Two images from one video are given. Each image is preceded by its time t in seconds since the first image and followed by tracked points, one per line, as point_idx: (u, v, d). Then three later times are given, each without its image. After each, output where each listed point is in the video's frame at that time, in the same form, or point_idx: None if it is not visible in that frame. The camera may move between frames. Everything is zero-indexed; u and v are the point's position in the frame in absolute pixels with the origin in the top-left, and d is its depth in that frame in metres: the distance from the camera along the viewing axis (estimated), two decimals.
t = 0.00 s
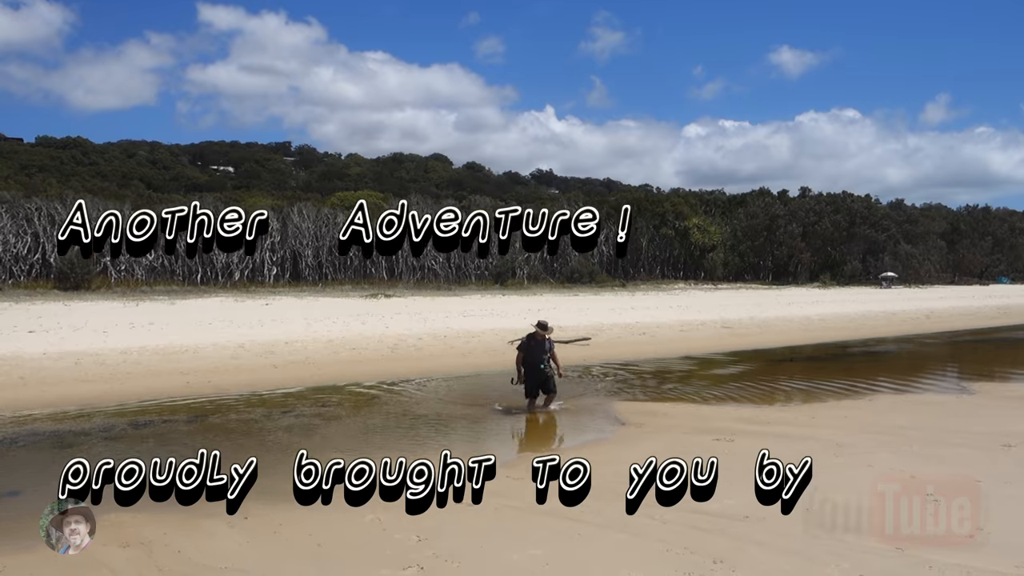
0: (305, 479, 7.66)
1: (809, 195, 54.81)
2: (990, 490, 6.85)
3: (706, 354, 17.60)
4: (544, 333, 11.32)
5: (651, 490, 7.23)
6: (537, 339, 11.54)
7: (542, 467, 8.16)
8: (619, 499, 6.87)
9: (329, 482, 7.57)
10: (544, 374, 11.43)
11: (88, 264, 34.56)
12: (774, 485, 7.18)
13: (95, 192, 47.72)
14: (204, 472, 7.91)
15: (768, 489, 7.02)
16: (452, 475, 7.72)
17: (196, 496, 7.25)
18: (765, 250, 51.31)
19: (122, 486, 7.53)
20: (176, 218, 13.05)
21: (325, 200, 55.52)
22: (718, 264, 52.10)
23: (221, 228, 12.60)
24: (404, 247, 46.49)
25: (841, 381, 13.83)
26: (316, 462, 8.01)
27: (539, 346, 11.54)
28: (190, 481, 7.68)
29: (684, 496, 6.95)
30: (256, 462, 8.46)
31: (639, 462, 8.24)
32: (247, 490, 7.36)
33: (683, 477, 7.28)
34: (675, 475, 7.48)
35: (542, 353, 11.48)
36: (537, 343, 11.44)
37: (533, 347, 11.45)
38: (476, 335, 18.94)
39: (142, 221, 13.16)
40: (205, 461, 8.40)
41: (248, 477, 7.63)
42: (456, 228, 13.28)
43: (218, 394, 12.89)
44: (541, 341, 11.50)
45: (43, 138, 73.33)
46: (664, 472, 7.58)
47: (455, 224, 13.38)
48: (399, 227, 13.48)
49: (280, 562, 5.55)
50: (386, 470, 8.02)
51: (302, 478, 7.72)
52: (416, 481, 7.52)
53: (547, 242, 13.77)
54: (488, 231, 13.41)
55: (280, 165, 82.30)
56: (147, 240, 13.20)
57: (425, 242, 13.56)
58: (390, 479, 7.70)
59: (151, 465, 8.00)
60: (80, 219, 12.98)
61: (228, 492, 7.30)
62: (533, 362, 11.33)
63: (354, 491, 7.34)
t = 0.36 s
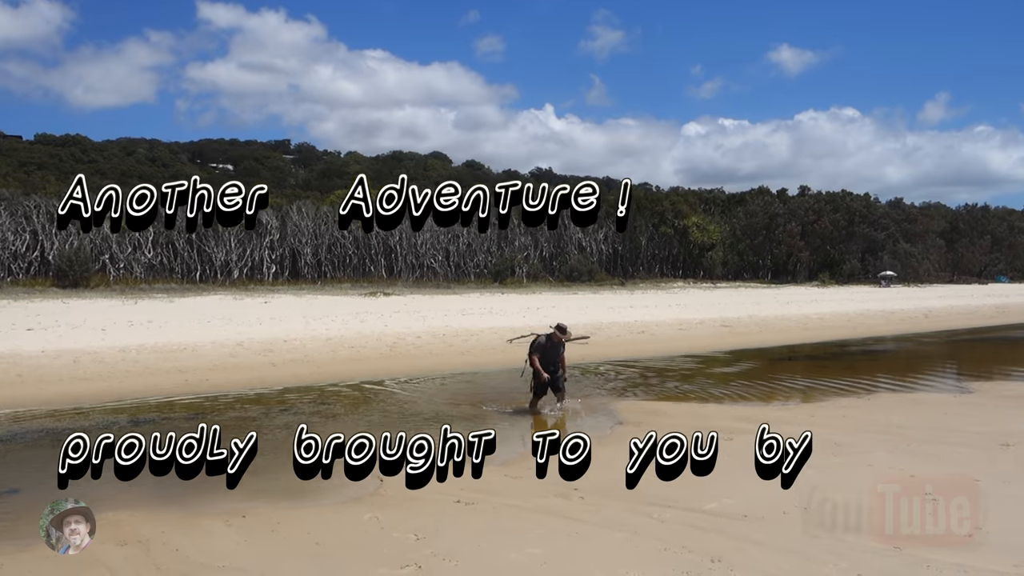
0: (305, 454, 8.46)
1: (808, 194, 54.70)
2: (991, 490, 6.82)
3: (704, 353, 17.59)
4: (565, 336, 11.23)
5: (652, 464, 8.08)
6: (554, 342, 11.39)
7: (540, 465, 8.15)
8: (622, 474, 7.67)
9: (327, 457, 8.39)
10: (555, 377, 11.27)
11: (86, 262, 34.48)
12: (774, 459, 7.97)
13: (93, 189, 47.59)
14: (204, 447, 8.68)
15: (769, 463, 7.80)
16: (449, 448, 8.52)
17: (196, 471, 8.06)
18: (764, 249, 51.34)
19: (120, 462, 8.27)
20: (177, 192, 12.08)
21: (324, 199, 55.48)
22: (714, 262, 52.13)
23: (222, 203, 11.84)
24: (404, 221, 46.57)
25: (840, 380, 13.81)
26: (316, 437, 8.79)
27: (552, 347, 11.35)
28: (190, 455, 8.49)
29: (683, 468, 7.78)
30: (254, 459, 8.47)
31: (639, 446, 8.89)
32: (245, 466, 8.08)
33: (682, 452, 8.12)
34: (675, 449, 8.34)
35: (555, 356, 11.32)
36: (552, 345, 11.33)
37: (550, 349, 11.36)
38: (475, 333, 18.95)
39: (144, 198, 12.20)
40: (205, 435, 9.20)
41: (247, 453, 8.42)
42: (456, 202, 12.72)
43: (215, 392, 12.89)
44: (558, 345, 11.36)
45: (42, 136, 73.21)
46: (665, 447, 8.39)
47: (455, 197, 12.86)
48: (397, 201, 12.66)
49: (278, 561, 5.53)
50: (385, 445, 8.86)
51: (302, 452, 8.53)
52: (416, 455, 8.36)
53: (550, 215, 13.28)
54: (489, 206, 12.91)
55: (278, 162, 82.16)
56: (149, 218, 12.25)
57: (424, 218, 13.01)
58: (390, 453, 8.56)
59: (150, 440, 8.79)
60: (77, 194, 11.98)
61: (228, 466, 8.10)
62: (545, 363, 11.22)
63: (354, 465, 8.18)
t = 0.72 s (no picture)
0: (305, 428, 9.46)
1: (804, 195, 54.77)
2: (990, 491, 6.85)
3: (701, 353, 17.62)
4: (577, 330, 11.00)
5: (653, 438, 9.09)
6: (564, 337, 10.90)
7: (537, 466, 8.16)
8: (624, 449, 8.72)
9: (326, 431, 9.42)
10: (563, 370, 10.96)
11: (82, 262, 34.39)
12: (775, 433, 9.02)
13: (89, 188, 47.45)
14: (202, 421, 9.66)
15: (770, 438, 8.88)
16: (449, 421, 9.49)
17: (197, 445, 9.08)
18: (760, 249, 51.40)
19: (120, 436, 9.30)
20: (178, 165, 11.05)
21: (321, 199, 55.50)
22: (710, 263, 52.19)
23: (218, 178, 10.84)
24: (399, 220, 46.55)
25: (835, 381, 13.86)
26: (316, 412, 9.65)
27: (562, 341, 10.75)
28: (189, 430, 9.47)
29: (684, 442, 8.87)
30: (251, 460, 8.48)
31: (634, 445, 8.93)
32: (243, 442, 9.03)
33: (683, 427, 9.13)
34: (675, 423, 9.30)
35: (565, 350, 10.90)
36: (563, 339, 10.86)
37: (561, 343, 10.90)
38: (471, 334, 18.95)
39: (143, 171, 11.10)
40: (203, 410, 10.01)
41: (247, 426, 9.21)
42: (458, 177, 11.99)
43: (211, 392, 12.88)
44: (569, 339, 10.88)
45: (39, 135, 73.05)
46: (663, 421, 9.29)
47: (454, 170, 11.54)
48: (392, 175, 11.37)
49: (274, 562, 5.52)
50: (383, 420, 9.84)
51: (303, 426, 9.50)
52: (416, 432, 9.29)
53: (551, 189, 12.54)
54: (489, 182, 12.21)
55: (275, 162, 82.05)
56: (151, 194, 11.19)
57: (421, 194, 12.18)
58: (390, 428, 9.61)
59: (151, 415, 9.72)
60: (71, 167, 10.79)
61: (227, 441, 9.16)
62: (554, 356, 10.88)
63: (353, 440, 9.30)
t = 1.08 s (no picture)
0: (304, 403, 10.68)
1: (801, 197, 54.83)
2: (988, 492, 6.88)
3: (697, 355, 17.65)
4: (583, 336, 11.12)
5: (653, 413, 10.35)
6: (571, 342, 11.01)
7: (533, 468, 8.16)
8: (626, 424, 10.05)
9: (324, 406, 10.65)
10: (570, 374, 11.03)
11: (77, 263, 34.29)
12: (775, 408, 10.38)
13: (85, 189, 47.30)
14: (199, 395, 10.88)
15: (770, 412, 10.26)
16: (449, 394, 10.59)
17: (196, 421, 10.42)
18: (757, 251, 51.48)
19: (119, 410, 10.40)
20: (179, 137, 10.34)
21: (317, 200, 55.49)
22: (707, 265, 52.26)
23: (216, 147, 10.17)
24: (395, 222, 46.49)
25: (831, 383, 13.89)
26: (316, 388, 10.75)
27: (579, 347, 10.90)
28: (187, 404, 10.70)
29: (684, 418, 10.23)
30: (248, 463, 8.44)
31: (630, 448, 8.92)
32: (243, 415, 10.15)
33: (682, 402, 10.34)
34: (675, 397, 10.46)
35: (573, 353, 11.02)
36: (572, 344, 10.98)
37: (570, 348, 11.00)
38: (468, 336, 18.93)
39: (138, 143, 10.34)
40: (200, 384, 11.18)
41: (247, 397, 10.02)
42: (455, 150, 11.34)
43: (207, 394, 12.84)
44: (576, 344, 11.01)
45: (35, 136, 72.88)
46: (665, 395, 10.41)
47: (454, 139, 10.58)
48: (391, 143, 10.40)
49: (269, 565, 5.50)
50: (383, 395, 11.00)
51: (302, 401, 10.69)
52: (417, 403, 10.38)
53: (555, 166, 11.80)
54: (487, 155, 11.42)
55: (271, 164, 81.96)
56: (147, 169, 10.44)
57: (420, 169, 11.31)
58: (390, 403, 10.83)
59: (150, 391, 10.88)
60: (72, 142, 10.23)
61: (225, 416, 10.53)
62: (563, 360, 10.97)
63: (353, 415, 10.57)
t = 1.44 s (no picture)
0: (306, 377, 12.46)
1: (798, 199, 54.88)
2: (986, 492, 6.92)
3: (694, 357, 17.70)
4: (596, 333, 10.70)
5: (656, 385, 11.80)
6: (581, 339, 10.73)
7: (530, 469, 8.16)
8: (626, 399, 11.47)
9: (324, 381, 12.36)
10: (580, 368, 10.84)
11: (73, 264, 34.18)
12: (778, 385, 12.01)
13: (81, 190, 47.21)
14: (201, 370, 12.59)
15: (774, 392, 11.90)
16: (450, 370, 11.96)
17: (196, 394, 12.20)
18: (754, 254, 51.51)
19: (121, 384, 12.24)
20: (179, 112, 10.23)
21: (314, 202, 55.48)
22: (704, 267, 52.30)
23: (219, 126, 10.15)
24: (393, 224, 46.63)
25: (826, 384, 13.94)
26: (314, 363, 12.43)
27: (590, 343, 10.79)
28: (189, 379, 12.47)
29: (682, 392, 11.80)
30: (245, 464, 8.43)
31: (627, 450, 8.93)
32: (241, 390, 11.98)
33: (684, 377, 11.81)
34: (677, 369, 11.88)
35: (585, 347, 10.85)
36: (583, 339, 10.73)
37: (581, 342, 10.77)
38: (465, 338, 18.95)
39: (138, 117, 10.19)
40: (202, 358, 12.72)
41: (243, 374, 11.86)
42: (455, 124, 11.31)
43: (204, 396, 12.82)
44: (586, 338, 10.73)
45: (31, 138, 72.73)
46: (668, 367, 11.86)
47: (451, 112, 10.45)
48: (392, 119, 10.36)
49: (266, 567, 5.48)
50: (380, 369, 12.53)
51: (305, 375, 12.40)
52: (416, 377, 11.98)
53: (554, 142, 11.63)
54: (487, 130, 11.38)
55: (268, 165, 81.86)
56: (147, 144, 10.32)
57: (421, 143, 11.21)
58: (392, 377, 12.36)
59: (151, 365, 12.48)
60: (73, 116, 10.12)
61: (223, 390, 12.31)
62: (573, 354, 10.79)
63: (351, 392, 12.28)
